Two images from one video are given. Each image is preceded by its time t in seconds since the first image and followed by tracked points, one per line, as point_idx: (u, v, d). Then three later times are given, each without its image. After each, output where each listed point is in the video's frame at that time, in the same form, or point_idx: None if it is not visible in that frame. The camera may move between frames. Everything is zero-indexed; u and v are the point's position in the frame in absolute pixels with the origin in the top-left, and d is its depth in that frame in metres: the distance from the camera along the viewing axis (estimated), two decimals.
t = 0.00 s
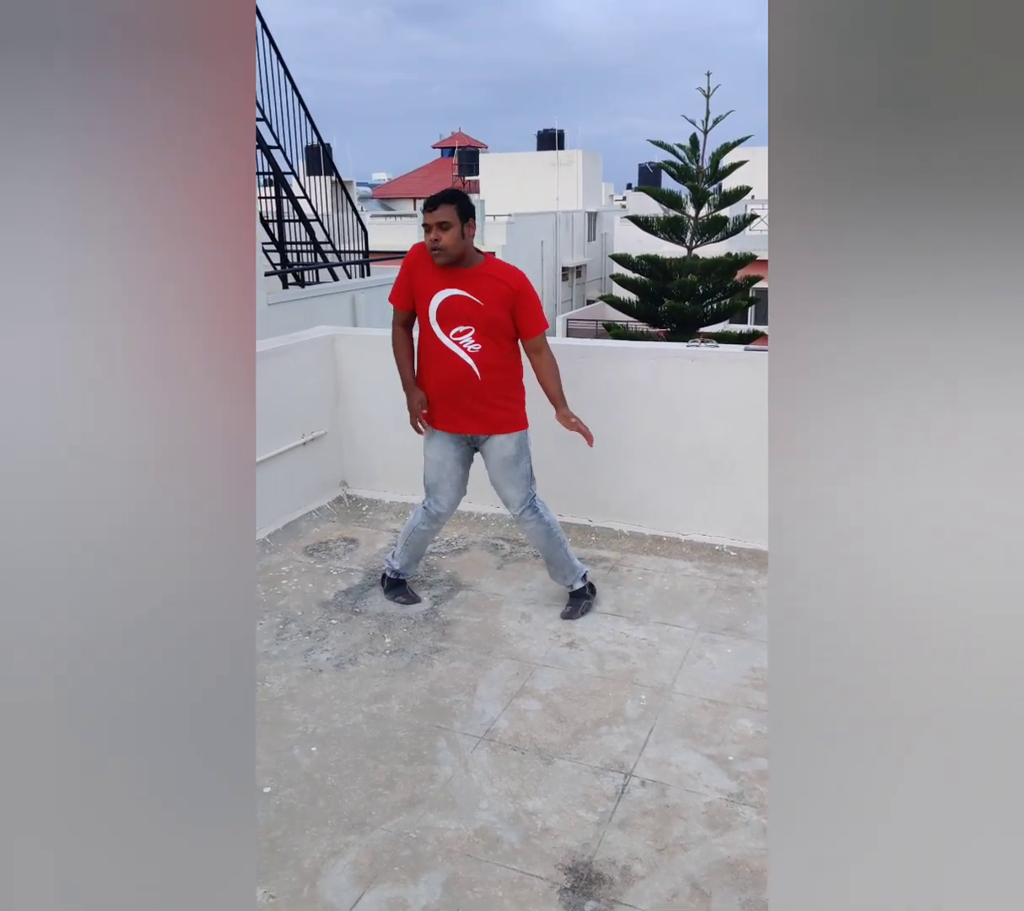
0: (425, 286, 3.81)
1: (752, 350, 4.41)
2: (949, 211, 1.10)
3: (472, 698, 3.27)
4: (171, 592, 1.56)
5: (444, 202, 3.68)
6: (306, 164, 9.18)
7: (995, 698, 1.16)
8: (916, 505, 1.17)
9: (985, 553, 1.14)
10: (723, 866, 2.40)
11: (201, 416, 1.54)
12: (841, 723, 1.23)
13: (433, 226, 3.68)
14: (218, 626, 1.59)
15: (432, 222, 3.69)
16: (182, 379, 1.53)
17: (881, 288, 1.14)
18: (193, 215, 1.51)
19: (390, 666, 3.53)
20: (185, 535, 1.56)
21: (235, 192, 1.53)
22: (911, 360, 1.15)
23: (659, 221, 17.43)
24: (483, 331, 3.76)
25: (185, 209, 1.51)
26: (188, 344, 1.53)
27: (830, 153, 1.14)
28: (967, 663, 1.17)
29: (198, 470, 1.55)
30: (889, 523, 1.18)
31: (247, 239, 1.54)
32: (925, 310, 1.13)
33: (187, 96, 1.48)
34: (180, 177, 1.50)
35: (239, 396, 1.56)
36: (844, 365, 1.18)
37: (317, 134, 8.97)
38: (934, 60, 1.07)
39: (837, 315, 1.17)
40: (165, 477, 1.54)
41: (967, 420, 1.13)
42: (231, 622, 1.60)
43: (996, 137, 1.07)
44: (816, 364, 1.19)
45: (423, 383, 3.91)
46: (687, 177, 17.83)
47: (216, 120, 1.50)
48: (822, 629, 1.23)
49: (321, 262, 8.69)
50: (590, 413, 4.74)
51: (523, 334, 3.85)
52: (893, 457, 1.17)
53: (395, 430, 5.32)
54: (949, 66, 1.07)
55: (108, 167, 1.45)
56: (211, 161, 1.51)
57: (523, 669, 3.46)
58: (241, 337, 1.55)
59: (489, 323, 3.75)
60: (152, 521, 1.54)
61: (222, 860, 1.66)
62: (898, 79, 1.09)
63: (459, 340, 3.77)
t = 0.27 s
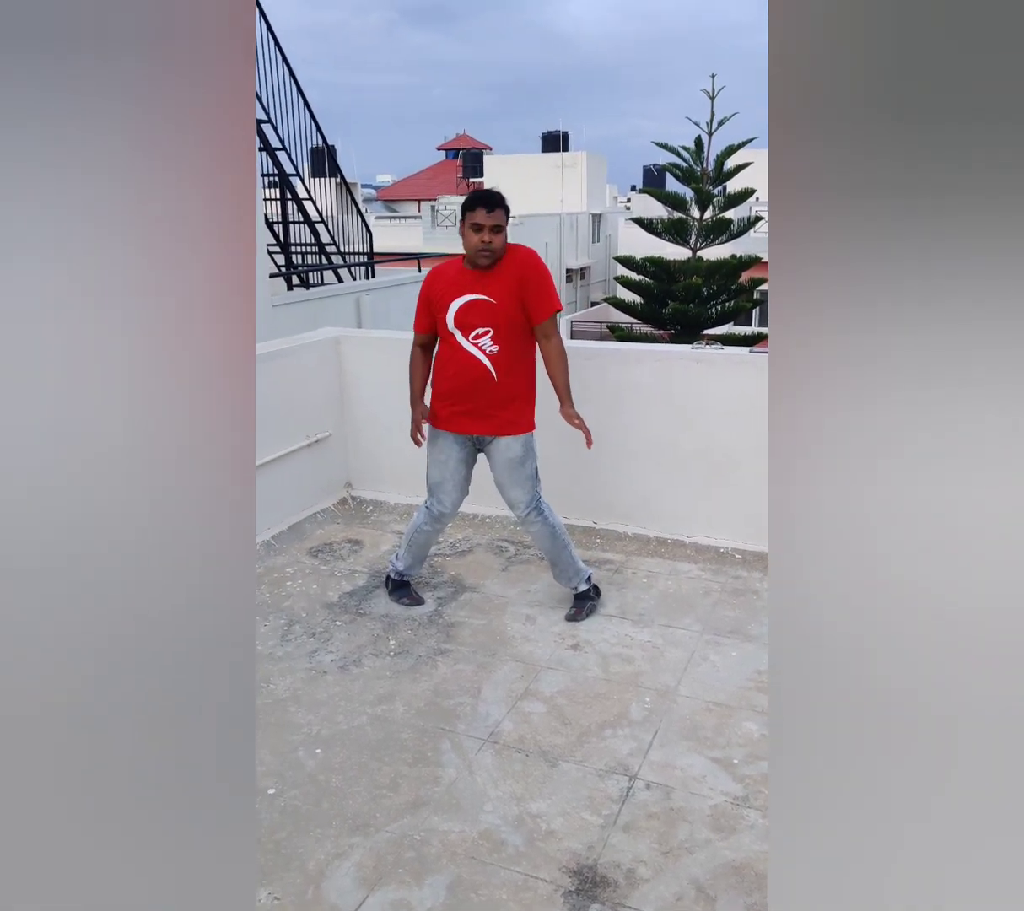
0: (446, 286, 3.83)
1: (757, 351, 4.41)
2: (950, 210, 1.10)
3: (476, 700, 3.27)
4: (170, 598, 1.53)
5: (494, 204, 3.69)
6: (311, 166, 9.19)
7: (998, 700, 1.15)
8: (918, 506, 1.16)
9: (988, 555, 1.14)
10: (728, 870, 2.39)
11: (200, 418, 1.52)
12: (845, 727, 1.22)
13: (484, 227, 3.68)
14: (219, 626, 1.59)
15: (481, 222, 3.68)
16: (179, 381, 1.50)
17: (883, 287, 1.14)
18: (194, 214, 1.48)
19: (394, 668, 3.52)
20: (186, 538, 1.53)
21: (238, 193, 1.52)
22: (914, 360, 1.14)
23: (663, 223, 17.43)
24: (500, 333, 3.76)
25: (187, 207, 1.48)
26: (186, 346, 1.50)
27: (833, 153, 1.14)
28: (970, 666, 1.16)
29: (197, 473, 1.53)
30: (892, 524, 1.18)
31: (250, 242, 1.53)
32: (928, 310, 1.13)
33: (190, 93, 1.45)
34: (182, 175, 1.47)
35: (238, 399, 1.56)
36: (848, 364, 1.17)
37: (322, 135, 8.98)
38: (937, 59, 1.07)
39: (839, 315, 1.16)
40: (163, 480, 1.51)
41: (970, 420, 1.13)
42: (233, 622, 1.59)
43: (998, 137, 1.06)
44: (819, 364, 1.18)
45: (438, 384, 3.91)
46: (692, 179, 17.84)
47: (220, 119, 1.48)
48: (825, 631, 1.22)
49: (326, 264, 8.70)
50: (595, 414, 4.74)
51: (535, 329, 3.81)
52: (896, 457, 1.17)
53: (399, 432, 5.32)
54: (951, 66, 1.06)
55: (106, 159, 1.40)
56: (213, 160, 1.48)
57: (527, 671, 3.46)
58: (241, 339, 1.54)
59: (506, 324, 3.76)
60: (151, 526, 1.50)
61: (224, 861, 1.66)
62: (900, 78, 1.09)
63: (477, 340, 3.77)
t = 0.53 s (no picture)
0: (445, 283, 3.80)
1: (759, 353, 4.41)
2: (948, 209, 1.09)
3: (478, 702, 3.27)
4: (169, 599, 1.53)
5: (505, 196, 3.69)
6: (313, 168, 9.20)
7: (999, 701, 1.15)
8: (918, 507, 1.16)
9: (987, 555, 1.14)
10: (730, 872, 2.39)
11: (200, 420, 1.52)
12: (845, 728, 1.22)
13: (498, 218, 3.68)
14: (219, 627, 1.59)
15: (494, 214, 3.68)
16: (180, 383, 1.50)
17: (882, 287, 1.14)
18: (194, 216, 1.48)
19: (396, 669, 3.52)
20: (186, 540, 1.53)
21: (239, 195, 1.51)
22: (913, 360, 1.14)
23: (665, 225, 17.44)
24: (499, 320, 3.76)
25: (187, 209, 1.47)
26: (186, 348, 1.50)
27: (831, 154, 1.14)
28: (970, 666, 1.16)
29: (198, 475, 1.53)
30: (892, 525, 1.17)
31: (252, 245, 1.53)
32: (926, 310, 1.12)
33: (192, 95, 1.45)
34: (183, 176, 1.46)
35: (239, 401, 1.55)
36: (848, 365, 1.17)
37: (324, 138, 8.99)
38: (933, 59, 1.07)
39: (839, 315, 1.16)
40: (164, 482, 1.50)
41: (969, 420, 1.12)
42: (233, 623, 1.59)
43: (996, 136, 1.06)
44: (817, 364, 1.18)
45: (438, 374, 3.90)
46: (694, 180, 17.84)
47: (222, 121, 1.48)
48: (825, 633, 1.22)
49: (328, 266, 8.71)
50: (597, 416, 4.74)
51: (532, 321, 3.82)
52: (896, 457, 1.16)
53: (401, 434, 5.32)
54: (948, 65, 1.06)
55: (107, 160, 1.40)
56: (215, 162, 1.48)
57: (529, 673, 3.45)
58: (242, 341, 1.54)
59: (505, 310, 3.75)
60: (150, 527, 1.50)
61: (224, 864, 1.66)
62: (897, 77, 1.09)
63: (476, 327, 3.76)
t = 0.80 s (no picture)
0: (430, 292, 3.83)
1: (759, 354, 4.41)
2: (944, 211, 1.09)
3: (477, 704, 3.26)
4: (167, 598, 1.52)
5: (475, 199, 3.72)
6: (312, 170, 9.20)
7: (994, 702, 1.15)
8: (915, 505, 1.16)
9: (986, 553, 1.13)
10: (729, 874, 2.38)
11: (198, 419, 1.52)
12: (844, 729, 1.22)
13: (467, 220, 3.70)
14: (219, 626, 1.59)
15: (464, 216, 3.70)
16: (179, 381, 1.50)
17: (879, 285, 1.14)
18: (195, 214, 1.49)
19: (395, 672, 3.52)
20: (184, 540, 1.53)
21: (238, 196, 1.53)
22: (910, 359, 1.14)
23: (665, 226, 17.44)
24: (482, 332, 3.77)
25: (190, 208, 1.48)
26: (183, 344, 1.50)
27: (828, 153, 1.13)
28: (966, 666, 1.15)
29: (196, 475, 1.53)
30: (890, 524, 1.17)
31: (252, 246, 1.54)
32: (922, 310, 1.12)
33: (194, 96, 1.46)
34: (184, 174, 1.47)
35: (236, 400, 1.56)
36: (846, 363, 1.17)
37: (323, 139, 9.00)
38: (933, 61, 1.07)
39: (837, 312, 1.16)
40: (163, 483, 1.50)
41: (967, 418, 1.12)
42: (232, 623, 1.59)
43: (993, 138, 1.06)
44: (815, 365, 1.18)
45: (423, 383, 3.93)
46: (693, 182, 17.85)
47: (222, 122, 1.49)
48: (823, 632, 1.22)
49: (327, 268, 8.71)
50: (597, 417, 4.74)
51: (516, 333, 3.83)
52: (893, 455, 1.16)
53: (400, 435, 5.32)
54: (945, 68, 1.06)
55: (110, 153, 1.39)
56: (216, 161, 1.49)
57: (528, 675, 3.45)
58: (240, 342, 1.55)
59: (488, 322, 3.76)
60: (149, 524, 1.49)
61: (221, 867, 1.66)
62: (895, 78, 1.09)
63: (459, 340, 3.78)
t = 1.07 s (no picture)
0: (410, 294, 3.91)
1: (758, 355, 4.41)
2: (942, 210, 1.09)
3: (477, 706, 3.26)
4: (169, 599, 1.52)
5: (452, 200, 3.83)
6: (312, 172, 9.20)
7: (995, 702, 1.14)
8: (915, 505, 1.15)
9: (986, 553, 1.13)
10: (729, 876, 2.38)
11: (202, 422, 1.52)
12: (842, 729, 1.22)
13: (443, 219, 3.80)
14: (218, 628, 1.59)
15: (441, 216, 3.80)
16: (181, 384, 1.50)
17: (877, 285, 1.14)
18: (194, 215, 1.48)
19: (395, 673, 3.52)
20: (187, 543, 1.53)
21: (238, 196, 1.53)
22: (909, 358, 1.14)
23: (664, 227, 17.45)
24: (464, 336, 3.85)
25: (190, 206, 1.48)
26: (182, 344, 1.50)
27: (824, 155, 1.14)
28: (965, 667, 1.15)
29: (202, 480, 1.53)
30: (888, 525, 1.17)
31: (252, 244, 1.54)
32: (922, 310, 1.12)
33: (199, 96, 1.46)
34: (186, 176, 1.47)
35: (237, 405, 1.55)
36: (846, 362, 1.16)
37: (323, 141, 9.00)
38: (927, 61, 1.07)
39: (835, 312, 1.16)
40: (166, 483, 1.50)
41: (967, 418, 1.12)
42: (230, 625, 1.59)
43: (990, 136, 1.06)
44: (811, 366, 1.18)
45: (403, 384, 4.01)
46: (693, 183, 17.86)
47: (222, 123, 1.50)
48: (823, 632, 1.21)
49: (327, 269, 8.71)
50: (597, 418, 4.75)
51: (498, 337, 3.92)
52: (892, 455, 1.16)
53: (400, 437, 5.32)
54: (939, 68, 1.07)
55: (111, 151, 1.39)
56: (216, 164, 1.49)
57: (528, 677, 3.45)
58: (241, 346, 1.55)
59: (470, 325, 3.84)
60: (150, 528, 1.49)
61: (219, 871, 1.65)
62: (891, 79, 1.09)
63: (441, 342, 3.86)
